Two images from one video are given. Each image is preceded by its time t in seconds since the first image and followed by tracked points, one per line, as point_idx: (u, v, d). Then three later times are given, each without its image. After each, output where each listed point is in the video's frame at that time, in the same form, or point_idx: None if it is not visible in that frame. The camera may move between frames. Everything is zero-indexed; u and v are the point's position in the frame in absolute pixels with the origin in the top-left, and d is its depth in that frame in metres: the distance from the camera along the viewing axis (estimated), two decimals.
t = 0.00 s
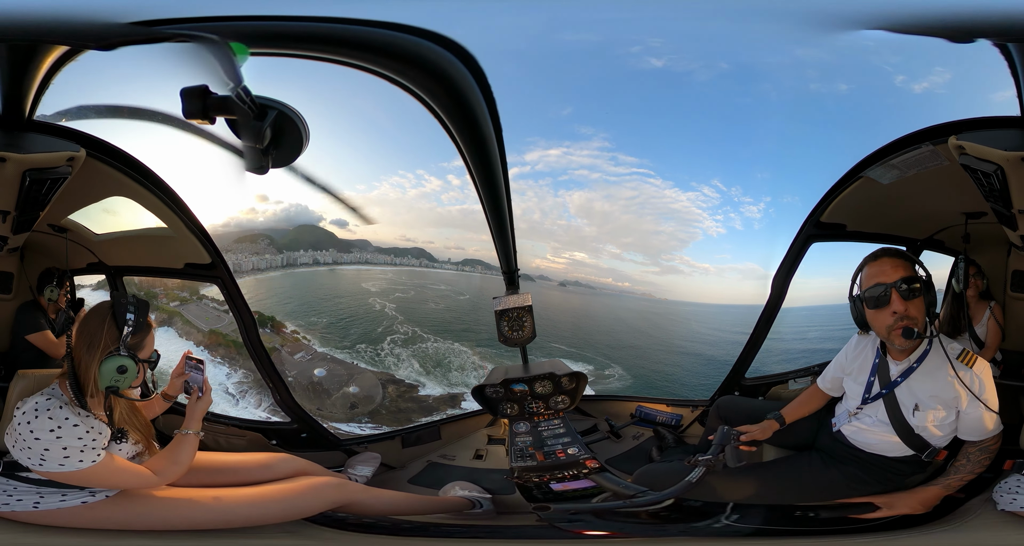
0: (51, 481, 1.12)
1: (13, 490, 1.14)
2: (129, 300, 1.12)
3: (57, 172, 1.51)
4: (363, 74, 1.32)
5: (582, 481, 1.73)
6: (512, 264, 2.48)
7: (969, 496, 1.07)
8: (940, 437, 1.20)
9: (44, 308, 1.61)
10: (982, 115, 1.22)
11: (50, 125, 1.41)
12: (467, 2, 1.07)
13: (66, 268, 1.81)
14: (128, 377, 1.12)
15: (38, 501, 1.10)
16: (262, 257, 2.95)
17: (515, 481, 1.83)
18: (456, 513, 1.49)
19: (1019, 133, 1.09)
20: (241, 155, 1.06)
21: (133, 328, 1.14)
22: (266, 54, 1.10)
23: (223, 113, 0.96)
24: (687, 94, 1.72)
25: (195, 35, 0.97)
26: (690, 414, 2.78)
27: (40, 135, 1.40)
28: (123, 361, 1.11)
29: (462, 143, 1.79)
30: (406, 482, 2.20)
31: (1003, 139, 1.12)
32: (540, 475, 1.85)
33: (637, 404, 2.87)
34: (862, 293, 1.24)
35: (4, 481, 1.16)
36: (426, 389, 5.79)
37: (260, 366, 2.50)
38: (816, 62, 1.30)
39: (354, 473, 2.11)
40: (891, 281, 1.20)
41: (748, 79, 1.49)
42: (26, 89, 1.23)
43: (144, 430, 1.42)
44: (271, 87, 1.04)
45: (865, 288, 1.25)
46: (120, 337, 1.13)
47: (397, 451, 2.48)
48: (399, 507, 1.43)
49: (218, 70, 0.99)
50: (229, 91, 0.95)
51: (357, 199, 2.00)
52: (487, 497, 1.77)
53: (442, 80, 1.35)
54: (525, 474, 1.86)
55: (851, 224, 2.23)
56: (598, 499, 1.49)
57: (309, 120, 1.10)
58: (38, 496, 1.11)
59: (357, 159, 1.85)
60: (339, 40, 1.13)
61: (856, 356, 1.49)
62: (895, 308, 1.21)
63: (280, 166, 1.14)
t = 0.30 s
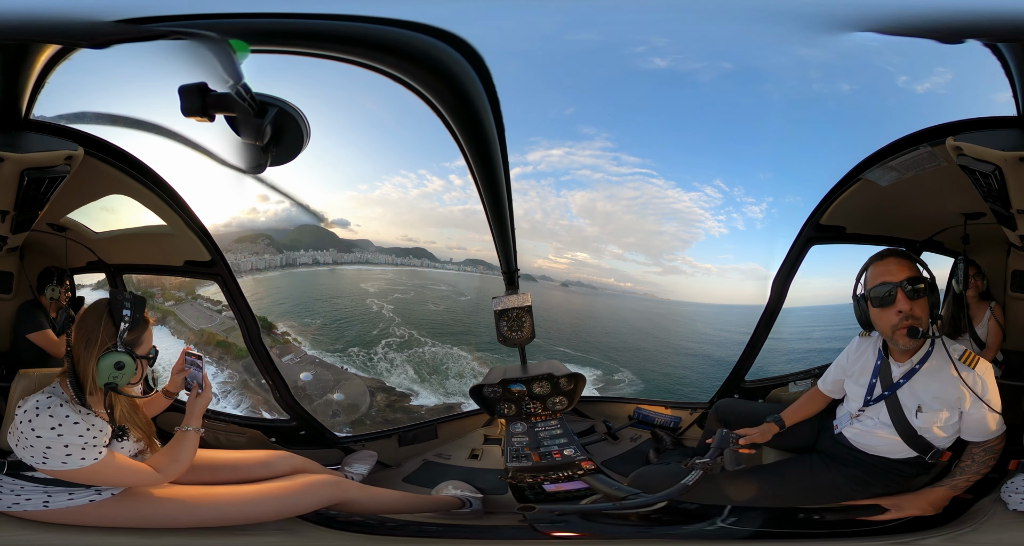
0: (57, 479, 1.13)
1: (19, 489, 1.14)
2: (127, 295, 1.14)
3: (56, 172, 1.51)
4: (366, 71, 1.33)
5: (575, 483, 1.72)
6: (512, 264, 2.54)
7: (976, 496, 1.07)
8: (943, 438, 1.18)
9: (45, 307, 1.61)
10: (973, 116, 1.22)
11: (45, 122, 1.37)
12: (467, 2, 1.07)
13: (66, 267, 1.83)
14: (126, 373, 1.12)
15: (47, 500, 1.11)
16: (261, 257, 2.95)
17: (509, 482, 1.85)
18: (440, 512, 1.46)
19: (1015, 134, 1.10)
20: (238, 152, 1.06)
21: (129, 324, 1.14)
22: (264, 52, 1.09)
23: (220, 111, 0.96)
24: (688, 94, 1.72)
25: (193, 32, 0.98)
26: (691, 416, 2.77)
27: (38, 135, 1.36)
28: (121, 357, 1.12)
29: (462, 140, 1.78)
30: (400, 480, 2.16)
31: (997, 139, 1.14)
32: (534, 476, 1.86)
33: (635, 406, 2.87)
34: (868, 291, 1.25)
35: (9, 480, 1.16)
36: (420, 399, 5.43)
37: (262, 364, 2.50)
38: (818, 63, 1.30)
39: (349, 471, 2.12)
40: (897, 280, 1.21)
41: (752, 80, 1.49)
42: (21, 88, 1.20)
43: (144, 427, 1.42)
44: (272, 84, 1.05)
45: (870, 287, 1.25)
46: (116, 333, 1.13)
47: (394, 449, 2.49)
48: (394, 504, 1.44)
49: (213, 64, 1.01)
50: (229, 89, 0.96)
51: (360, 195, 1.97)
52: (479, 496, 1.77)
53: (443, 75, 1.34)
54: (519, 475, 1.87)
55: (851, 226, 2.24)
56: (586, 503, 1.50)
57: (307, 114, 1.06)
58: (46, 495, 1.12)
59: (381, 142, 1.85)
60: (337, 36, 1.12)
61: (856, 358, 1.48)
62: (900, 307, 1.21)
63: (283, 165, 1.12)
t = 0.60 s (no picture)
0: (63, 480, 1.14)
1: (25, 489, 1.15)
2: (124, 293, 1.14)
3: (54, 171, 1.50)
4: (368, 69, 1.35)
5: (570, 484, 1.73)
6: (512, 264, 2.58)
7: (982, 497, 1.08)
8: (945, 438, 1.18)
9: (46, 307, 1.61)
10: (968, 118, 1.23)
11: (41, 122, 1.36)
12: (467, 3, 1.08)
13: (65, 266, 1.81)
14: (128, 368, 1.13)
15: (53, 499, 1.12)
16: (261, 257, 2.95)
17: (503, 482, 1.83)
18: (431, 511, 1.49)
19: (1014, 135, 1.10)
20: (238, 152, 1.06)
21: (128, 321, 1.15)
22: (263, 49, 1.09)
23: (220, 108, 0.98)
24: (687, 95, 1.72)
25: (186, 29, 0.99)
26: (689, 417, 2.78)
27: (36, 134, 1.35)
28: (121, 352, 1.12)
29: (462, 136, 1.79)
30: (395, 479, 2.16)
31: (994, 139, 1.14)
32: (529, 476, 1.85)
33: (633, 407, 2.88)
34: (867, 293, 1.25)
35: (15, 480, 1.16)
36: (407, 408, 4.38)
37: (260, 360, 2.48)
38: (819, 63, 1.30)
39: (347, 470, 2.13)
40: (896, 281, 1.21)
41: (754, 80, 1.49)
42: (16, 88, 1.19)
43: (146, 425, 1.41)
44: (272, 83, 1.07)
45: (869, 288, 1.25)
46: (117, 330, 1.14)
47: (392, 447, 2.49)
48: (386, 505, 1.45)
49: (209, 61, 1.02)
50: (224, 87, 0.98)
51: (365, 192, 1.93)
52: (471, 496, 1.77)
53: (447, 73, 1.35)
54: (513, 475, 1.86)
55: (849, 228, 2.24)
56: (579, 504, 1.51)
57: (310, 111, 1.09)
58: (52, 495, 1.13)
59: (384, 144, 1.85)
60: (335, 34, 1.12)
61: (856, 361, 1.47)
62: (899, 308, 1.21)
63: (281, 162, 1.13)
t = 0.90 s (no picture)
0: (67, 479, 1.16)
1: (28, 489, 1.16)
2: (125, 292, 1.17)
3: (53, 172, 1.47)
4: (369, 67, 1.35)
5: (566, 484, 1.71)
6: (512, 264, 2.60)
7: (986, 498, 1.07)
8: (946, 440, 1.19)
9: (47, 307, 1.60)
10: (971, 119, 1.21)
11: (41, 122, 1.34)
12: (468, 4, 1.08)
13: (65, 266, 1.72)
14: (128, 362, 1.14)
15: (59, 499, 1.14)
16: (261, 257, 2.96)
17: (500, 480, 1.84)
18: (425, 509, 1.49)
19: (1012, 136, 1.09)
20: (237, 150, 1.10)
21: (128, 317, 1.17)
22: (265, 48, 1.09)
23: (218, 107, 1.00)
24: (687, 96, 1.72)
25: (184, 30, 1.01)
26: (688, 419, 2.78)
27: (35, 135, 1.35)
28: (122, 347, 1.14)
29: (462, 132, 1.80)
30: (394, 477, 2.10)
31: (994, 140, 1.14)
32: (526, 475, 1.85)
33: (632, 408, 2.90)
34: (868, 293, 1.25)
35: (19, 481, 1.17)
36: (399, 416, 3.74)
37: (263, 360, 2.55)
38: (819, 63, 1.30)
39: (346, 468, 2.13)
40: (896, 282, 1.21)
41: (757, 81, 1.49)
42: (16, 86, 1.19)
43: (148, 425, 1.43)
44: (273, 82, 1.09)
45: (869, 289, 1.26)
46: (116, 327, 1.17)
47: (390, 446, 2.49)
48: (386, 502, 1.45)
49: (206, 60, 1.03)
50: (224, 86, 0.99)
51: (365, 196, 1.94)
52: (467, 495, 1.76)
53: (445, 66, 1.35)
54: (510, 474, 1.86)
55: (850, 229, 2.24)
56: (570, 501, 1.52)
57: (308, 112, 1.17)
58: (57, 495, 1.15)
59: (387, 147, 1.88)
60: (338, 32, 1.13)
61: (856, 362, 1.48)
62: (899, 309, 1.21)
63: (282, 161, 1.17)
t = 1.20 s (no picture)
0: (70, 479, 1.17)
1: (31, 489, 1.18)
2: (125, 290, 1.18)
3: (53, 172, 1.47)
4: (367, 65, 1.35)
5: (562, 484, 1.73)
6: (511, 264, 2.61)
7: (988, 499, 1.13)
8: (947, 441, 1.19)
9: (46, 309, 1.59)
10: (966, 120, 1.26)
11: (42, 123, 1.36)
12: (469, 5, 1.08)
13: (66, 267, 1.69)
14: (131, 357, 1.15)
15: (63, 499, 1.17)
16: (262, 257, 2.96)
17: (497, 480, 1.84)
18: (423, 509, 1.50)
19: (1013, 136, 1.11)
20: (237, 148, 1.10)
21: (129, 314, 1.17)
22: (263, 47, 1.08)
23: (216, 107, 1.02)
24: (688, 96, 1.72)
25: (183, 29, 1.01)
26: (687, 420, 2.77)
27: (36, 136, 1.35)
28: (124, 342, 1.15)
29: (461, 129, 1.80)
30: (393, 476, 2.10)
31: (998, 140, 1.14)
32: (523, 475, 1.85)
33: (632, 408, 2.90)
34: (868, 294, 1.25)
35: (20, 481, 1.18)
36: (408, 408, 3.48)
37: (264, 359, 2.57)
38: (822, 64, 1.31)
39: (345, 466, 2.13)
40: (897, 282, 1.21)
41: (762, 82, 1.49)
42: (12, 89, 1.22)
43: (148, 423, 1.45)
44: (270, 79, 1.09)
45: (869, 289, 1.26)
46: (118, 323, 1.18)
47: (390, 445, 2.50)
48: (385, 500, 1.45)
49: (205, 60, 1.03)
50: (223, 84, 1.01)
51: (374, 198, 1.92)
52: (466, 495, 1.77)
53: (444, 64, 1.35)
54: (507, 473, 1.85)
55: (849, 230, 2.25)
56: (568, 501, 1.54)
57: (307, 111, 1.18)
58: (60, 495, 1.17)
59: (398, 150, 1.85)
60: (341, 32, 1.15)
61: (856, 363, 1.47)
62: (899, 309, 1.21)
63: (280, 160, 1.17)
